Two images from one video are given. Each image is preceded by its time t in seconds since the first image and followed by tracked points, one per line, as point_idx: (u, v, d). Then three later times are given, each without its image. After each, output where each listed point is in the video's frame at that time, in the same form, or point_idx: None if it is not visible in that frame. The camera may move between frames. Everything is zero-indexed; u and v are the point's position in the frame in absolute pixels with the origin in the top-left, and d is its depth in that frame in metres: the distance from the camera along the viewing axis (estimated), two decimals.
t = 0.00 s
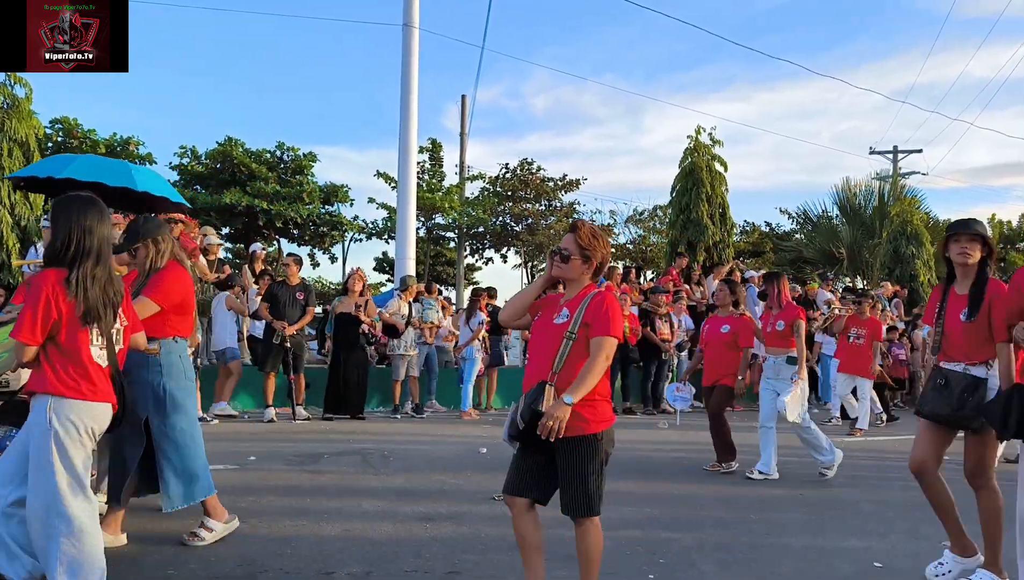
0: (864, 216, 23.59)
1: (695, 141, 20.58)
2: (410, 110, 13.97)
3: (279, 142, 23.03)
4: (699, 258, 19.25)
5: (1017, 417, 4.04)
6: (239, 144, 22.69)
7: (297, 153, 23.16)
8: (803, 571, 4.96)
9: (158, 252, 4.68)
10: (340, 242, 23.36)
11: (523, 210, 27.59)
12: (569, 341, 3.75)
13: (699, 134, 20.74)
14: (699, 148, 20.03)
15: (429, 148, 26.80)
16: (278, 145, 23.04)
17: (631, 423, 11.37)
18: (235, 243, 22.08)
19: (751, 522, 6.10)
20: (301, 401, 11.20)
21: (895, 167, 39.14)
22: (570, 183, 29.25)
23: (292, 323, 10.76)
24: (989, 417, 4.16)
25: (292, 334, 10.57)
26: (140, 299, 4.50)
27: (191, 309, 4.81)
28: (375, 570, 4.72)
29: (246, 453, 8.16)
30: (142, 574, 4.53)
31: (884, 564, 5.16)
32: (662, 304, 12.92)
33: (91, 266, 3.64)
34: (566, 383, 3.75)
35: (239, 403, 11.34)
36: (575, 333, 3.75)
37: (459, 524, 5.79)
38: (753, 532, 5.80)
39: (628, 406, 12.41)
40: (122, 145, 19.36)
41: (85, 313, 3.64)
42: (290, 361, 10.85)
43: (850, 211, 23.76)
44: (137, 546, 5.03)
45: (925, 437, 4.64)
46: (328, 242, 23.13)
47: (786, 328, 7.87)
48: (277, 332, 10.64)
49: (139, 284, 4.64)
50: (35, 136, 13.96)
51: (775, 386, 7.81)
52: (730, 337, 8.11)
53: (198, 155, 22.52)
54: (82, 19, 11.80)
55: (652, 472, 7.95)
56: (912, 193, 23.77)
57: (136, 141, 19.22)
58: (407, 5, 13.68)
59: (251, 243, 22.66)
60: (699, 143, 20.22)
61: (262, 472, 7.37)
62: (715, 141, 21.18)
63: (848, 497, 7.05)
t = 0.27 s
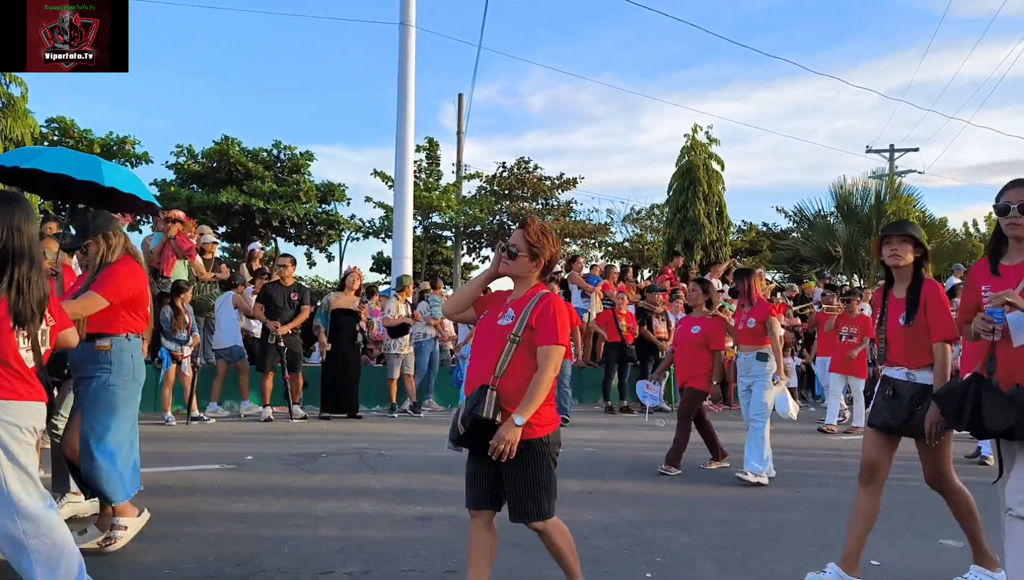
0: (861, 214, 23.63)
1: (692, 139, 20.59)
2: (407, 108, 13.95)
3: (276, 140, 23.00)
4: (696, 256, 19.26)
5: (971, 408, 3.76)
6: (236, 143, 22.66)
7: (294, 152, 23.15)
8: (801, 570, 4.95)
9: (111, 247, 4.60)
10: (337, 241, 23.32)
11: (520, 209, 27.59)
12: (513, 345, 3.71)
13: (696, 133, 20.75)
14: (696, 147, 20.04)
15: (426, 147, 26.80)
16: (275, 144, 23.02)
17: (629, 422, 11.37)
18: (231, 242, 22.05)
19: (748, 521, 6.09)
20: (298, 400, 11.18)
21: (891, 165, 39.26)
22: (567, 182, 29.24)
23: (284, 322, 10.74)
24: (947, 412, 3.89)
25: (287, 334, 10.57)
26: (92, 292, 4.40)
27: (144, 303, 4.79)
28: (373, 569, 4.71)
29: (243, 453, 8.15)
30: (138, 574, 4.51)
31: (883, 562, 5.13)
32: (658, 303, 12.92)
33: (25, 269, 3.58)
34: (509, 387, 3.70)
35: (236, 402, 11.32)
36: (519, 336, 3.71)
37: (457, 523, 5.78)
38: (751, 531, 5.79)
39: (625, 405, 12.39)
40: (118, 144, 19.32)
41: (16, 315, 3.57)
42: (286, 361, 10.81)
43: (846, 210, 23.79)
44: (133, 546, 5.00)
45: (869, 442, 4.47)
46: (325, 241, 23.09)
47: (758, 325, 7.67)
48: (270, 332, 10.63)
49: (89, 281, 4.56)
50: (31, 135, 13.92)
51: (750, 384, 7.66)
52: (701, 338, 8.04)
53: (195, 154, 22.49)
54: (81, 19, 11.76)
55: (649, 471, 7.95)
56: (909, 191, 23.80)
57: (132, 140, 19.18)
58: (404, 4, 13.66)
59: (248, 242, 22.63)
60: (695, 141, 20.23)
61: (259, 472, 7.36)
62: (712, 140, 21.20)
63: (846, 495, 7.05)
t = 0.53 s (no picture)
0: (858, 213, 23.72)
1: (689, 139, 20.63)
2: (404, 109, 13.95)
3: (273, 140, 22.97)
4: (693, 256, 19.30)
5: (930, 414, 3.72)
6: (233, 142, 22.64)
7: (291, 151, 23.12)
8: (798, 570, 4.96)
9: (61, 248, 4.56)
10: (335, 241, 23.31)
11: (517, 208, 27.60)
12: (461, 343, 3.64)
13: (693, 133, 20.80)
14: (693, 147, 20.07)
15: (423, 147, 26.83)
16: (272, 143, 22.99)
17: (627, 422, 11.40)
18: (228, 241, 22.03)
19: (747, 520, 6.10)
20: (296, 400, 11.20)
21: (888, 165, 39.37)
22: (564, 181, 29.27)
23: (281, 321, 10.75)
24: (903, 422, 3.83)
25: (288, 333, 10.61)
26: (43, 297, 4.38)
27: (97, 304, 4.72)
28: (371, 569, 4.70)
29: (242, 453, 8.15)
30: (135, 574, 4.50)
31: (879, 561, 5.15)
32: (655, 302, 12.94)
33: None
34: (455, 386, 3.62)
35: (233, 401, 11.31)
36: (468, 335, 3.63)
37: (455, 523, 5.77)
38: (748, 531, 5.81)
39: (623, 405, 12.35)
40: (115, 144, 19.28)
41: None
42: (286, 361, 10.84)
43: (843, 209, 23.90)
44: (132, 547, 4.99)
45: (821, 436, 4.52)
46: (322, 241, 23.10)
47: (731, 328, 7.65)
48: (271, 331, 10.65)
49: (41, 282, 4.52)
50: (27, 135, 13.88)
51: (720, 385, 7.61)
52: (671, 332, 8.14)
53: (192, 153, 22.45)
54: (81, 19, 11.74)
55: (647, 470, 7.96)
56: (906, 190, 23.89)
57: (129, 139, 19.14)
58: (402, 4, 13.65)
59: (245, 242, 22.62)
60: (692, 141, 20.25)
61: (257, 472, 7.36)
62: (710, 140, 21.26)
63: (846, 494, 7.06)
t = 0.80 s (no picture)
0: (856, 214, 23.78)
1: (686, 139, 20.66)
2: (402, 109, 13.95)
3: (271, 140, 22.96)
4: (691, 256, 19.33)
5: (874, 407, 3.61)
6: (231, 142, 22.63)
7: (289, 151, 23.11)
8: (794, 569, 4.98)
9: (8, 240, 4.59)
10: (332, 240, 23.32)
11: (515, 208, 27.63)
12: (402, 342, 3.44)
13: (690, 133, 20.84)
14: (691, 147, 20.10)
15: (421, 147, 26.86)
16: (270, 143, 22.98)
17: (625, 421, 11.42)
18: (226, 241, 22.04)
19: (743, 520, 6.13)
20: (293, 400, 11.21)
21: (885, 166, 39.43)
22: (562, 181, 29.31)
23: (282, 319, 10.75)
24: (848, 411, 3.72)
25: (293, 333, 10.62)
26: None
27: (43, 301, 4.66)
28: (369, 569, 4.71)
29: (241, 452, 8.16)
30: (132, 575, 4.52)
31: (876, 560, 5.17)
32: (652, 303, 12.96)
33: None
34: (395, 386, 3.43)
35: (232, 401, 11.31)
36: (409, 333, 3.44)
37: (453, 522, 5.78)
38: (745, 530, 5.83)
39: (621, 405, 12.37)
40: (113, 144, 19.27)
41: None
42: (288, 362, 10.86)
43: (840, 209, 23.97)
44: (130, 547, 5.01)
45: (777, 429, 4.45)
46: (320, 241, 23.13)
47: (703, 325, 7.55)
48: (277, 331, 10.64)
49: None
50: (25, 134, 13.88)
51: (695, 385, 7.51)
52: (641, 334, 8.03)
53: (190, 153, 22.43)
54: (81, 19, 11.75)
55: (644, 470, 7.98)
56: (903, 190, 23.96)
57: (127, 139, 19.14)
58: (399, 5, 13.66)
59: (243, 242, 22.63)
60: (690, 141, 20.28)
61: (254, 472, 7.37)
62: (707, 140, 21.30)
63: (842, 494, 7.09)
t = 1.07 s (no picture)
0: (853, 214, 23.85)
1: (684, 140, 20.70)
2: (400, 109, 13.97)
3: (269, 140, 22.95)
4: (689, 255, 19.37)
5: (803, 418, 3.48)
6: (229, 142, 22.62)
7: (287, 151, 23.12)
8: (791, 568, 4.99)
9: None
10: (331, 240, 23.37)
11: (514, 208, 27.66)
12: (337, 338, 3.40)
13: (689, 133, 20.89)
14: (689, 147, 20.15)
15: (420, 147, 26.89)
16: (268, 143, 22.97)
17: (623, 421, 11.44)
18: (224, 241, 22.05)
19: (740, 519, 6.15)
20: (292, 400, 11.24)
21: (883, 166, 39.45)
22: (561, 181, 29.34)
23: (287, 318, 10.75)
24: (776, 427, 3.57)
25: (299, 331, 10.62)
26: None
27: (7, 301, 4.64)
28: (367, 568, 4.73)
29: (240, 452, 8.17)
30: (132, 575, 4.54)
31: (873, 559, 5.19)
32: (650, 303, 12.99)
33: None
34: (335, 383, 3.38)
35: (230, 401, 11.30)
36: (341, 328, 3.40)
37: (450, 522, 5.80)
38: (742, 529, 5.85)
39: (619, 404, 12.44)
40: (112, 144, 19.27)
41: None
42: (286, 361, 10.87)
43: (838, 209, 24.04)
44: (129, 547, 5.02)
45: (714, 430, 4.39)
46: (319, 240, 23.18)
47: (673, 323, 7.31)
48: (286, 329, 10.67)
49: None
50: (23, 134, 13.88)
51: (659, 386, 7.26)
52: (607, 330, 7.95)
53: (188, 153, 22.43)
54: (82, 19, 11.77)
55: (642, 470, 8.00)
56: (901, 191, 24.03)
57: (125, 139, 19.14)
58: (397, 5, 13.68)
59: (241, 241, 22.65)
60: (688, 141, 20.33)
61: (253, 472, 7.38)
62: (706, 140, 21.35)
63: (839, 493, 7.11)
